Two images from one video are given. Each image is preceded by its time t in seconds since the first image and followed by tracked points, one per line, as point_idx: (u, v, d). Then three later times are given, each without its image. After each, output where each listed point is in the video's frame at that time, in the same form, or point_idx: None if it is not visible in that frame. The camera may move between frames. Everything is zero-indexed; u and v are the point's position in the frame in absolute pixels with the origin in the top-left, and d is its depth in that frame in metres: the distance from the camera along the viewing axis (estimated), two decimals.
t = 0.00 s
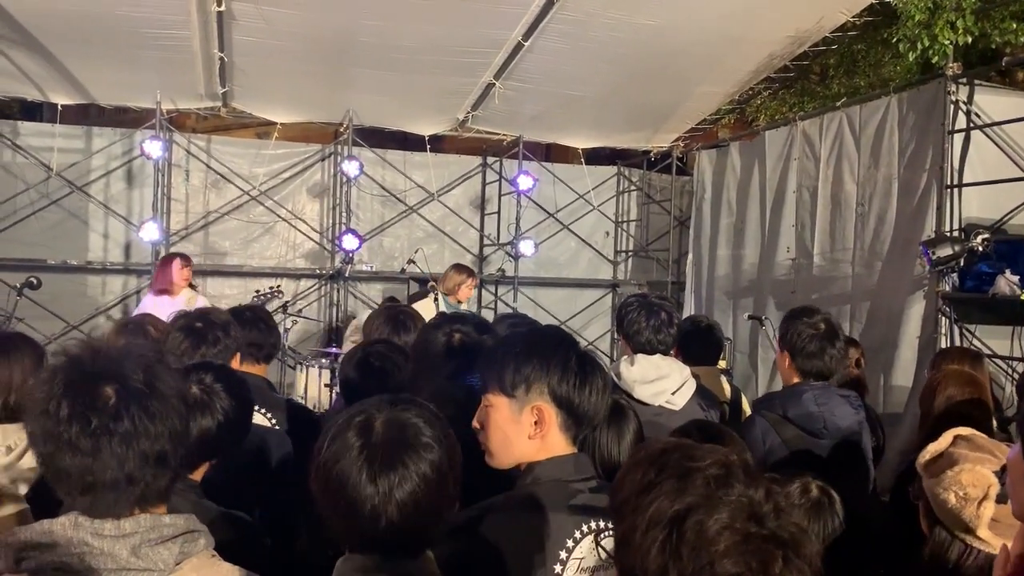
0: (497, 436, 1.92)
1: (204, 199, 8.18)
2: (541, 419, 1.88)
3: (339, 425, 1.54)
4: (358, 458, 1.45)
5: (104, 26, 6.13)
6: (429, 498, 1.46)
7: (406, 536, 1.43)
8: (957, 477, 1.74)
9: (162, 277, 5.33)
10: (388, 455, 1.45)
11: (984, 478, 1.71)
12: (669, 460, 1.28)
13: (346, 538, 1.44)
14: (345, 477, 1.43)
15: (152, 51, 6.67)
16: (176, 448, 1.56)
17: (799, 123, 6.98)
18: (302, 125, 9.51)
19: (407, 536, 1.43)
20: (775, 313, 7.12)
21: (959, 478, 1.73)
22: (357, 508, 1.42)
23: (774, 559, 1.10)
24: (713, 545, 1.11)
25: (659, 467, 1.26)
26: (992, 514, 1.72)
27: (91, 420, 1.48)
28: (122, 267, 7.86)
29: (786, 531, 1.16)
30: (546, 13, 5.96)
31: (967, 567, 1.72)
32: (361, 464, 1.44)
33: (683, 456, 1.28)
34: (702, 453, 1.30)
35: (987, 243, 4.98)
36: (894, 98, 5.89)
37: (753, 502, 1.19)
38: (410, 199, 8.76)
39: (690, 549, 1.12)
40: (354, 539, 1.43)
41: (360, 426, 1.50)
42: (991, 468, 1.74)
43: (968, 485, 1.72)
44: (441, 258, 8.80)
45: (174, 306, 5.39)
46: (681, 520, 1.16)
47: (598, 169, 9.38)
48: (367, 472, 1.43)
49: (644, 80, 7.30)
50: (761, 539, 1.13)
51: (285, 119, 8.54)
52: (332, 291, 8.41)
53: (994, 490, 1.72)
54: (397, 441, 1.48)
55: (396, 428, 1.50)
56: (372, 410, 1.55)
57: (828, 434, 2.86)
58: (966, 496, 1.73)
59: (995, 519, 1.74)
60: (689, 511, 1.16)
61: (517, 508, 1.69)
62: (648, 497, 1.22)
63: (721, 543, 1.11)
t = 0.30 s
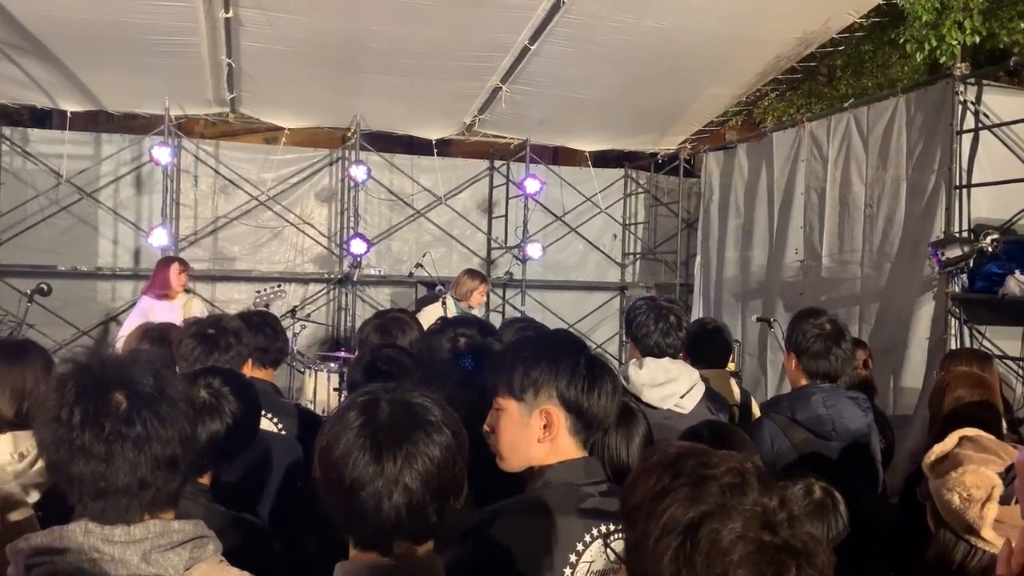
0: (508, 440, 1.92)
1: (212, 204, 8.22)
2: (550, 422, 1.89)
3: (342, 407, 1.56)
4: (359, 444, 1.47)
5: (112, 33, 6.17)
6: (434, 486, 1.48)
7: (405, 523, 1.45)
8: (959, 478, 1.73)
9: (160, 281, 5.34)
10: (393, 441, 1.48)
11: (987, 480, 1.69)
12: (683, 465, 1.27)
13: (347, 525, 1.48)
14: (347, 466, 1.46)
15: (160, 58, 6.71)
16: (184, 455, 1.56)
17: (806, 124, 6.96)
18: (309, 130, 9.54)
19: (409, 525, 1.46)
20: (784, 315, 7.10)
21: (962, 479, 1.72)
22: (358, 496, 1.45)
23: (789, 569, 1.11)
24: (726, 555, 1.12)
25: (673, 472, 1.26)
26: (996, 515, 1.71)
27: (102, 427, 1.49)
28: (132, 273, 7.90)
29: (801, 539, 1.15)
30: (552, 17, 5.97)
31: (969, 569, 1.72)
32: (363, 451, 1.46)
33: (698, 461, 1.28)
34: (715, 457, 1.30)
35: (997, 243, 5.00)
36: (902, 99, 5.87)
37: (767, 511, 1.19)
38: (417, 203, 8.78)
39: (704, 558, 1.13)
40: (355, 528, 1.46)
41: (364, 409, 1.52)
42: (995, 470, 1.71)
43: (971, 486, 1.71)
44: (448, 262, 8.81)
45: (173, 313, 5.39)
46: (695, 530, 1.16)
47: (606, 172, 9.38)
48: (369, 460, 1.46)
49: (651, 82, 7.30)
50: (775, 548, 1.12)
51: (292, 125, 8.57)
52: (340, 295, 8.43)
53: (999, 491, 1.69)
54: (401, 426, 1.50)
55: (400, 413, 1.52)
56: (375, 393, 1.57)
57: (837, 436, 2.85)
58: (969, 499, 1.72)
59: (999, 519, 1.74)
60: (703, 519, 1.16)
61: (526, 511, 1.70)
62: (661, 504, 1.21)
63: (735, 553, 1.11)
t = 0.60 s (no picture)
0: (512, 443, 1.92)
1: (217, 209, 8.24)
2: (553, 426, 1.89)
3: (358, 416, 1.49)
4: (408, 459, 1.43)
5: (118, 39, 6.20)
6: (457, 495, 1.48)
7: (435, 535, 1.45)
8: (968, 479, 1.71)
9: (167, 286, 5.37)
10: (430, 453, 1.46)
11: (996, 482, 1.68)
12: (687, 471, 1.28)
13: (369, 540, 1.42)
14: (399, 483, 1.41)
15: (166, 63, 6.73)
16: (184, 460, 1.57)
17: (810, 127, 6.96)
18: (314, 134, 9.57)
19: (436, 536, 1.45)
20: (789, 318, 7.09)
21: (970, 481, 1.71)
22: (405, 513, 1.42)
23: None
24: (727, 561, 1.11)
25: (678, 478, 1.26)
26: (1004, 515, 1.71)
27: (104, 433, 1.49)
28: (137, 278, 7.92)
29: (804, 548, 1.15)
30: (556, 21, 5.98)
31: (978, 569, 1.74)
32: (413, 466, 1.43)
33: (702, 466, 1.28)
34: (721, 463, 1.30)
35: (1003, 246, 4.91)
36: (906, 102, 5.87)
37: (771, 519, 1.18)
38: (421, 207, 8.80)
39: (705, 564, 1.12)
40: (389, 544, 1.42)
41: (400, 420, 1.47)
42: (1003, 470, 1.70)
43: (979, 488, 1.70)
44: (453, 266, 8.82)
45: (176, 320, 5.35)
46: (698, 536, 1.15)
47: (610, 176, 9.39)
48: (419, 476, 1.43)
49: (655, 86, 7.30)
50: (778, 557, 1.11)
51: (297, 129, 8.59)
52: (344, 299, 8.45)
53: (1007, 493, 1.69)
54: (436, 437, 1.49)
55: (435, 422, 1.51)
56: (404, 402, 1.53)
57: (840, 440, 2.85)
58: (976, 500, 1.71)
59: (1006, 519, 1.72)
60: (705, 526, 1.16)
61: (531, 514, 1.70)
62: (666, 509, 1.22)
63: (736, 561, 1.10)
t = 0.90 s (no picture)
0: (512, 447, 1.93)
1: (221, 214, 8.27)
2: (554, 430, 1.90)
3: (368, 422, 1.49)
4: (424, 467, 1.42)
5: (123, 46, 6.24)
6: (467, 502, 1.47)
7: (447, 542, 1.44)
8: (975, 486, 1.71)
9: (181, 296, 5.39)
10: (443, 461, 1.45)
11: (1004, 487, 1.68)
12: (684, 475, 1.29)
13: (380, 545, 1.40)
14: (414, 490, 1.40)
15: (171, 70, 6.77)
16: (183, 465, 1.59)
17: (813, 133, 6.97)
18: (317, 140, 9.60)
19: (448, 543, 1.44)
20: (791, 323, 7.10)
21: (978, 487, 1.71)
22: (418, 520, 1.40)
23: None
24: (724, 565, 1.12)
25: (675, 482, 1.27)
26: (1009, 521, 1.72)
27: (104, 435, 1.52)
28: (141, 283, 7.95)
29: (801, 552, 1.16)
30: (559, 28, 6.01)
31: None
32: (428, 473, 1.42)
33: (698, 470, 1.29)
34: (717, 467, 1.31)
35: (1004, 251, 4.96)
36: (908, 108, 5.88)
37: (766, 522, 1.19)
38: (424, 213, 8.82)
39: (702, 568, 1.14)
40: (400, 550, 1.40)
41: (410, 424, 1.48)
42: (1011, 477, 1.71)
43: (986, 494, 1.70)
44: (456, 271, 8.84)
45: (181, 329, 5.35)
46: (694, 540, 1.17)
47: (612, 181, 9.41)
48: (433, 482, 1.42)
49: (657, 91, 7.32)
50: (774, 561, 1.13)
51: (301, 135, 8.62)
52: (348, 304, 8.46)
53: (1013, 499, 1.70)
54: (448, 444, 1.49)
55: (445, 428, 1.51)
56: (415, 408, 1.52)
57: (842, 446, 2.86)
58: (983, 506, 1.71)
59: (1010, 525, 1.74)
60: (701, 531, 1.17)
61: (531, 518, 1.71)
62: (663, 513, 1.22)
63: (732, 565, 1.12)
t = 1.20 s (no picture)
0: (520, 446, 1.93)
1: (229, 217, 8.30)
2: (567, 432, 1.90)
3: (383, 427, 1.49)
4: (438, 472, 1.42)
5: (132, 48, 6.27)
6: (480, 507, 1.47)
7: (459, 547, 1.44)
8: (990, 495, 1.70)
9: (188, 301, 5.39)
10: (459, 466, 1.46)
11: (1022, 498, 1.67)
12: (694, 475, 1.31)
13: (393, 549, 1.40)
14: (430, 495, 1.40)
15: (180, 72, 6.79)
16: (192, 466, 1.59)
17: (820, 138, 6.97)
18: (325, 143, 9.62)
19: (461, 547, 1.44)
20: (798, 329, 7.08)
21: (993, 496, 1.70)
22: (431, 525, 1.40)
23: None
24: (723, 559, 1.12)
25: (684, 481, 1.30)
26: None
27: (117, 435, 1.52)
28: (148, 284, 7.98)
29: (807, 553, 1.14)
30: (567, 32, 6.02)
31: None
32: (444, 479, 1.42)
33: (708, 472, 1.31)
34: (728, 470, 1.32)
35: (1013, 257, 4.90)
36: (916, 114, 5.87)
37: (772, 523, 1.17)
38: (431, 216, 8.83)
39: (702, 561, 1.13)
40: (413, 554, 1.40)
41: (426, 429, 1.48)
42: None
43: (1001, 503, 1.70)
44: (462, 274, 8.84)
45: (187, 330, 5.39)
46: (696, 533, 1.17)
47: (619, 186, 9.41)
48: (448, 488, 1.42)
49: (664, 96, 7.32)
50: (775, 559, 1.11)
51: (308, 138, 8.64)
52: (354, 307, 8.47)
53: None
54: (463, 449, 1.49)
55: (461, 434, 1.51)
56: (431, 413, 1.53)
57: (849, 452, 2.85)
58: (997, 517, 1.70)
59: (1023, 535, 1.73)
60: (703, 525, 1.18)
61: (541, 522, 1.72)
62: (670, 508, 1.25)
63: (733, 559, 1.11)
